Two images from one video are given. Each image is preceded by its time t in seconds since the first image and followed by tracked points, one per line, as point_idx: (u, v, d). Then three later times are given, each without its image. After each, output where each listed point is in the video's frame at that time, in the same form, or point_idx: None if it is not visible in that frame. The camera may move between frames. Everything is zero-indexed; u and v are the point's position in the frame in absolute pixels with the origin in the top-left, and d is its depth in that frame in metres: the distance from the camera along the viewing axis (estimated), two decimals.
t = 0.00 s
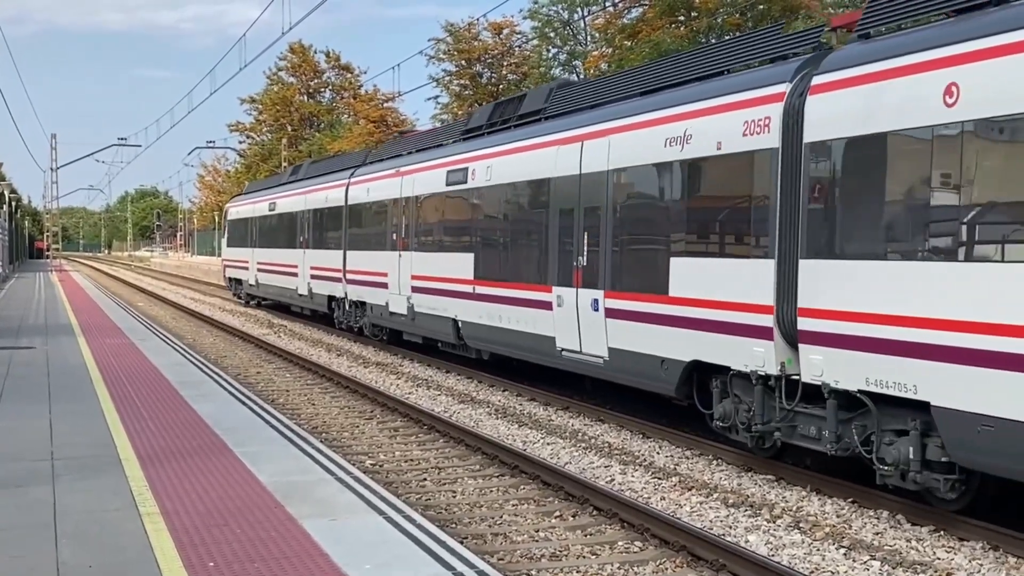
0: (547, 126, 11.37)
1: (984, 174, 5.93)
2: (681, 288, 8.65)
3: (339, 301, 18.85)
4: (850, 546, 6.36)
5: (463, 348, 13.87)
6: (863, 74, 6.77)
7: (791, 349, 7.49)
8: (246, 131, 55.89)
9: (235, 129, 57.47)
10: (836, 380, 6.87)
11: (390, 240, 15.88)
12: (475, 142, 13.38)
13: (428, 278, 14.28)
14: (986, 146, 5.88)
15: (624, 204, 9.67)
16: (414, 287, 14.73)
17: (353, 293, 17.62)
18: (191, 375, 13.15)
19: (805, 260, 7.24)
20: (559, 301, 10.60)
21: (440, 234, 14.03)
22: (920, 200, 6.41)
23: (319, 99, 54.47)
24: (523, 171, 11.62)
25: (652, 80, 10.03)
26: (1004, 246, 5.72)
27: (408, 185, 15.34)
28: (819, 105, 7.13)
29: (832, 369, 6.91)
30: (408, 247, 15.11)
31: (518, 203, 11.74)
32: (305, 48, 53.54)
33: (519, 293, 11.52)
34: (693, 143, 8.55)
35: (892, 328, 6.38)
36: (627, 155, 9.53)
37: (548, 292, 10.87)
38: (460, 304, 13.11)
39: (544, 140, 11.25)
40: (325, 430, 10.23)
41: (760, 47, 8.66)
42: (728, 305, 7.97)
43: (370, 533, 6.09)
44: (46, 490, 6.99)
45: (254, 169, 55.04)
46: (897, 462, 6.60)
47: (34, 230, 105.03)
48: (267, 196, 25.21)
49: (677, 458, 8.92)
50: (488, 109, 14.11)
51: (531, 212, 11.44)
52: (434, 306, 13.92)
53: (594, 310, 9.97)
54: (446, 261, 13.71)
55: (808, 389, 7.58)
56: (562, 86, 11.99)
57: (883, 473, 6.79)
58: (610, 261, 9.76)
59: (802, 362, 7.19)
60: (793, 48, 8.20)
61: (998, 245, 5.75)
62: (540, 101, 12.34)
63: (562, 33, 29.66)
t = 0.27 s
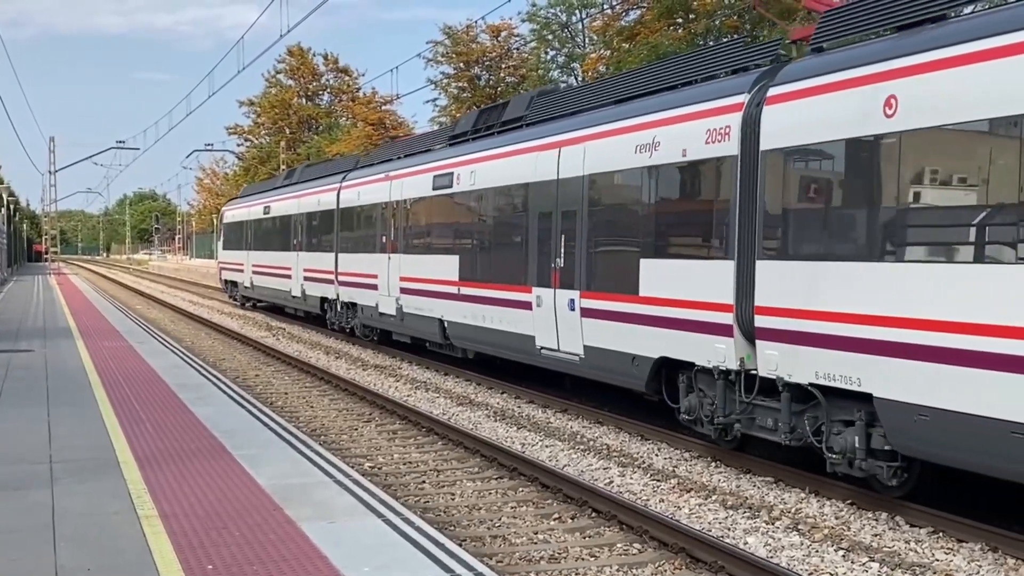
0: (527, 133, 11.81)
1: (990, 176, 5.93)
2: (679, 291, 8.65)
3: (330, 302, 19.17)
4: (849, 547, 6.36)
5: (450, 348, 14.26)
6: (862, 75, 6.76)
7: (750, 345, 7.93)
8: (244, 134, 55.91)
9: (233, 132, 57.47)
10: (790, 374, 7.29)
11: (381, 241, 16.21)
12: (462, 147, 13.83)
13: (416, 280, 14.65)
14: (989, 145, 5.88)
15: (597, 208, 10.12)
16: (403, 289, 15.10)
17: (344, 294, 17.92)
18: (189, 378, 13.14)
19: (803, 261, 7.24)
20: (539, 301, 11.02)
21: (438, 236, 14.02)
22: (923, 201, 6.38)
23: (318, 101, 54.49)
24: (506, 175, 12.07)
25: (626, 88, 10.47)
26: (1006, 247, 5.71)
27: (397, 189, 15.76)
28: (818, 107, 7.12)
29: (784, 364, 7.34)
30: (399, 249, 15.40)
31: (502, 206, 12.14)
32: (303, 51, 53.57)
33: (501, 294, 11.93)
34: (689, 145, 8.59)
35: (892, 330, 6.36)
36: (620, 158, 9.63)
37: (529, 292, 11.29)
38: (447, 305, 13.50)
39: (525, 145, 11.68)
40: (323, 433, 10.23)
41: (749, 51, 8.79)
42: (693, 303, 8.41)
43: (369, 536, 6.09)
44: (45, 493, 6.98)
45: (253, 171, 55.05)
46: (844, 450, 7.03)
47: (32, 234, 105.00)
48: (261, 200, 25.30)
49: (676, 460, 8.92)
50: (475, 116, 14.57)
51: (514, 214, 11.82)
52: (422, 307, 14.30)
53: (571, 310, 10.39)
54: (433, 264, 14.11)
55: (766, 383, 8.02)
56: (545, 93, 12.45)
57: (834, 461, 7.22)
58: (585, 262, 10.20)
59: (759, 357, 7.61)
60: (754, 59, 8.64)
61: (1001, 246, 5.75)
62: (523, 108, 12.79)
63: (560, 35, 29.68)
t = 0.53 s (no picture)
0: (510, 140, 12.28)
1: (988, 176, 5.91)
2: (680, 295, 8.65)
3: (322, 304, 19.56)
4: (848, 550, 6.36)
5: (436, 348, 14.67)
6: (863, 77, 6.77)
7: (712, 342, 8.41)
8: (243, 137, 55.93)
9: (232, 135, 57.48)
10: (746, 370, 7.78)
11: (371, 243, 16.63)
12: (447, 153, 14.29)
13: (405, 280, 15.09)
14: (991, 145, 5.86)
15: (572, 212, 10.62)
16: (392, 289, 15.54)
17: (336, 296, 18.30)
18: (188, 381, 13.13)
19: (805, 264, 7.24)
20: (519, 301, 11.51)
21: (438, 239, 14.01)
22: (925, 203, 6.37)
23: (316, 105, 54.51)
24: (487, 181, 12.55)
25: (601, 98, 10.92)
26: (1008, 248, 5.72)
27: (385, 193, 16.22)
28: (818, 108, 7.14)
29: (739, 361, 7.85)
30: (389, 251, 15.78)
31: (485, 210, 12.60)
32: (302, 54, 53.64)
33: (484, 294, 12.41)
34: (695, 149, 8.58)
35: (894, 332, 6.38)
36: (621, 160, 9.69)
37: (509, 293, 11.77)
38: (433, 304, 13.96)
39: (506, 153, 12.14)
40: (322, 435, 10.23)
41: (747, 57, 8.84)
42: (660, 303, 8.93)
43: (369, 539, 6.10)
44: (44, 496, 6.98)
45: (252, 174, 55.06)
46: (796, 440, 7.53)
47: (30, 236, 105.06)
48: (258, 203, 25.52)
49: (675, 463, 8.92)
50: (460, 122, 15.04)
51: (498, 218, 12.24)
52: (410, 307, 14.75)
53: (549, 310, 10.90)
54: (421, 265, 14.57)
55: (727, 378, 8.53)
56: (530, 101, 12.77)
57: (789, 451, 7.72)
58: (563, 264, 10.71)
59: (738, 358, 7.86)
60: (714, 72, 9.09)
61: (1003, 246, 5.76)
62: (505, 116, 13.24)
63: (559, 39, 29.70)
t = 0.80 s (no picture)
0: (499, 144, 12.58)
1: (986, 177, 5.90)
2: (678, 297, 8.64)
3: (316, 306, 19.92)
4: (848, 553, 6.35)
5: (424, 348, 15.09)
6: (862, 79, 6.77)
7: (677, 340, 8.87)
8: (243, 140, 55.94)
9: (232, 138, 57.49)
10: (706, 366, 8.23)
11: (364, 245, 17.05)
12: (436, 158, 14.72)
13: (393, 282, 15.52)
14: (991, 148, 5.85)
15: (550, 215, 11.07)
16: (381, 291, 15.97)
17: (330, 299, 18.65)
18: (188, 385, 13.12)
19: (805, 266, 7.23)
20: (500, 302, 11.94)
21: (438, 242, 13.99)
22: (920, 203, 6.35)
23: (316, 108, 54.52)
24: (471, 185, 13.00)
25: (581, 105, 11.32)
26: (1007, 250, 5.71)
27: (375, 198, 16.69)
28: (817, 110, 7.13)
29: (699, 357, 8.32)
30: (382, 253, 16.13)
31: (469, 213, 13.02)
32: (302, 57, 53.62)
33: (468, 295, 12.88)
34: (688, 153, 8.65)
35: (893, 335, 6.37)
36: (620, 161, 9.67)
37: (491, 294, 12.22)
38: (419, 305, 14.40)
39: (490, 158, 12.56)
40: (322, 439, 10.22)
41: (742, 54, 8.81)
42: (628, 303, 9.40)
43: (369, 542, 6.10)
44: (44, 499, 6.97)
45: (252, 178, 55.06)
46: (751, 432, 8.03)
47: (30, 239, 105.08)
48: (253, 207, 25.71)
49: (675, 466, 8.91)
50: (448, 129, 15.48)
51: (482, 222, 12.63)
52: (399, 307, 15.20)
53: (527, 310, 11.34)
54: (408, 267, 15.03)
55: (690, 374, 9.00)
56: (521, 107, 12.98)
57: (746, 442, 8.22)
58: (540, 266, 11.17)
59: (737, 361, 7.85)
60: (681, 82, 9.52)
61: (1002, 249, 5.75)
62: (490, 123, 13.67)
63: (559, 41, 29.70)
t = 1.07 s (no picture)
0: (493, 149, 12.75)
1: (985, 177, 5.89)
2: (678, 299, 8.63)
3: (310, 309, 20.26)
4: (848, 556, 6.35)
5: (412, 348, 15.54)
6: (861, 82, 6.78)
7: (644, 338, 9.39)
8: (243, 144, 55.96)
9: (232, 141, 57.51)
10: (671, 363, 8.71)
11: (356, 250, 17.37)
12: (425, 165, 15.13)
13: (383, 284, 15.95)
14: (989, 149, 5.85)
15: (532, 220, 11.51)
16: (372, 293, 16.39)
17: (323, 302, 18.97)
18: (189, 388, 13.12)
19: (805, 269, 7.22)
20: (483, 303, 12.41)
21: (437, 245, 13.99)
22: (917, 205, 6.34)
23: (316, 111, 54.54)
24: (458, 191, 13.43)
25: (563, 115, 11.71)
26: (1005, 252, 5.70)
27: (366, 202, 17.14)
28: (814, 113, 7.14)
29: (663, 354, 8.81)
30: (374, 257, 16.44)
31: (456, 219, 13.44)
32: (303, 61, 53.50)
33: (454, 297, 13.34)
34: (677, 157, 8.79)
35: (891, 337, 6.35)
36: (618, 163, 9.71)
37: (475, 296, 12.70)
38: (408, 306, 14.83)
39: (477, 166, 12.97)
40: (322, 442, 10.22)
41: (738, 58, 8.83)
42: (600, 303, 9.88)
43: (368, 544, 6.10)
44: (43, 503, 6.96)
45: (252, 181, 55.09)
46: (710, 424, 8.54)
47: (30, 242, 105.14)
48: (249, 211, 25.89)
49: (675, 468, 8.91)
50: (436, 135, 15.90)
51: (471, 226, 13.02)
52: (388, 309, 15.66)
53: (508, 311, 11.83)
54: (403, 270, 15.23)
55: (658, 371, 9.50)
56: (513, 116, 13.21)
57: (705, 433, 8.74)
58: (521, 269, 11.65)
59: (736, 362, 7.84)
60: (655, 92, 9.97)
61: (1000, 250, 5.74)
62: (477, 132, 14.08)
63: (559, 44, 29.71)
